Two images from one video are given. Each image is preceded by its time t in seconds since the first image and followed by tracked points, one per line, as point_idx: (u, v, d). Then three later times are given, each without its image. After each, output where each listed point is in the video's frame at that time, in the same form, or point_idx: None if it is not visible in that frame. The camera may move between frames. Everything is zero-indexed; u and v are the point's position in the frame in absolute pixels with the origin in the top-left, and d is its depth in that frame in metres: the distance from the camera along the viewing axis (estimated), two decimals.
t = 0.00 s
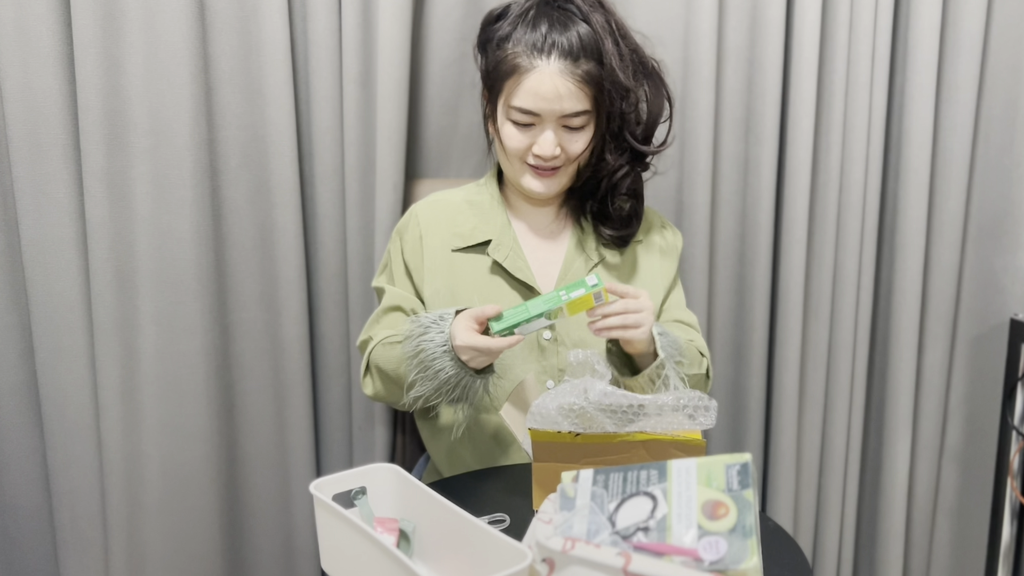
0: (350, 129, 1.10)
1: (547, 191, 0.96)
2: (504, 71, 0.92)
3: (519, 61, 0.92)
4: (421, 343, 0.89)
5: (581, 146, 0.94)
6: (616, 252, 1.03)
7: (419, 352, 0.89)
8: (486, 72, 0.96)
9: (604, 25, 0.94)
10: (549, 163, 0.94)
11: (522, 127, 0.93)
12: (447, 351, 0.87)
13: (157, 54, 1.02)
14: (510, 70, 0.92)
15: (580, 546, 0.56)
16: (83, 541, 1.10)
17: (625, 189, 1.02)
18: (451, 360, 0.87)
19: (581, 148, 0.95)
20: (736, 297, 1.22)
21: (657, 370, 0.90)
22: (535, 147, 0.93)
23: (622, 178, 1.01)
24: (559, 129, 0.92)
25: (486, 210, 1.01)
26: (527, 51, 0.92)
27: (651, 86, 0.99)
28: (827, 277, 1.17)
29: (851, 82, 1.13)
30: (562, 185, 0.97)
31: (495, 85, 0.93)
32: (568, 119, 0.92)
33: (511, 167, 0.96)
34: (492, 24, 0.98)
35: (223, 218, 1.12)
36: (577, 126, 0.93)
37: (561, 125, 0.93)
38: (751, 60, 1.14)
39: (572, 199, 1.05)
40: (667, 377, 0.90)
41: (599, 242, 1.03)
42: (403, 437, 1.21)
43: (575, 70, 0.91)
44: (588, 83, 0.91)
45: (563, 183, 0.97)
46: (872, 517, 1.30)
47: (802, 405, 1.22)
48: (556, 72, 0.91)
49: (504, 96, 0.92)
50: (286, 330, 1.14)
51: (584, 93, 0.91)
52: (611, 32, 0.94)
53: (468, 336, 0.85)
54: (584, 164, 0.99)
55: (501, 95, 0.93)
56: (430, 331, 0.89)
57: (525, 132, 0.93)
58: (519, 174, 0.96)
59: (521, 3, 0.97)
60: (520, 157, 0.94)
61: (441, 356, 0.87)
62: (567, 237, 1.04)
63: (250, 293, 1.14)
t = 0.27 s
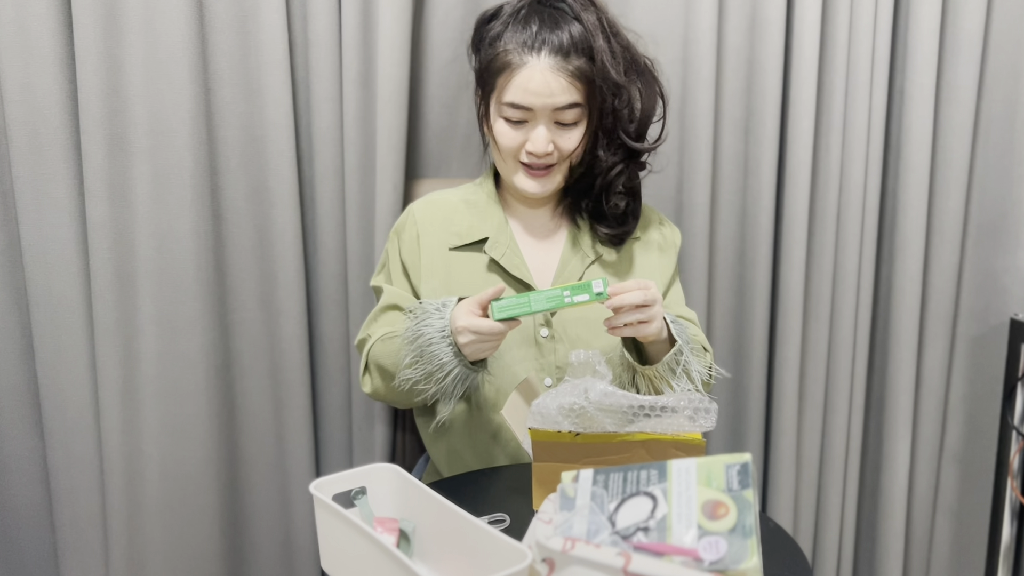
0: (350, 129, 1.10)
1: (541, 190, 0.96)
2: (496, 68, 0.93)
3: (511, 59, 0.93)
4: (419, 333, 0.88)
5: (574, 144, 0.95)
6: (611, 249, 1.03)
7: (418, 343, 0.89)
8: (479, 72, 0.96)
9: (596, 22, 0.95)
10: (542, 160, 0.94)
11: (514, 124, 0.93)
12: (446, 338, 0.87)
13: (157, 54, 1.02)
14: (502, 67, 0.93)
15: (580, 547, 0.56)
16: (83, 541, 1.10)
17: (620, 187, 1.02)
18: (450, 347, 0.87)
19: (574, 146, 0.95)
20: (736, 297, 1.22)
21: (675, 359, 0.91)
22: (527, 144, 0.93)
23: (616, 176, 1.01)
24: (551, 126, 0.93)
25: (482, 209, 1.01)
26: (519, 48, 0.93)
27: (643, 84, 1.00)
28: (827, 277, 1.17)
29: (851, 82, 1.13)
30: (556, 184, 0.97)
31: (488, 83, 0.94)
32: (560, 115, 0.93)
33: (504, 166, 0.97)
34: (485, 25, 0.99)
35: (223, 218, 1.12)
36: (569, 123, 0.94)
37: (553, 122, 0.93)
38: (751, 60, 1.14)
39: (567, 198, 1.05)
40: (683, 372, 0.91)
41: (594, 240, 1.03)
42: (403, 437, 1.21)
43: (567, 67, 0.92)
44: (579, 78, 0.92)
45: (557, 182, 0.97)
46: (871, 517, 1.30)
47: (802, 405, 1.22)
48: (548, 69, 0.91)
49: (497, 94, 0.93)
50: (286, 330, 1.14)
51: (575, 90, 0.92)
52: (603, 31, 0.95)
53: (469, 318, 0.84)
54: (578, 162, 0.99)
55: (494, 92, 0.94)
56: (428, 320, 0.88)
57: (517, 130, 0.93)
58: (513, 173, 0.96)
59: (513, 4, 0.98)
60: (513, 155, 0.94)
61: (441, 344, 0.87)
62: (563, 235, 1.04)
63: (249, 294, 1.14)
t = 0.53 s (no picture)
0: (350, 130, 1.10)
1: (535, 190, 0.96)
2: (491, 67, 0.94)
3: (507, 57, 0.93)
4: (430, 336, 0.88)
5: (568, 143, 0.95)
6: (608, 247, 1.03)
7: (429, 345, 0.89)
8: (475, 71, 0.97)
9: (592, 23, 0.95)
10: (536, 159, 0.94)
11: (508, 122, 0.93)
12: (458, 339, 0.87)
13: (157, 54, 1.02)
14: (497, 65, 0.93)
15: (580, 546, 0.56)
16: (83, 540, 1.10)
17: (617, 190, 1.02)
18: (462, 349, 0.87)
19: (568, 146, 0.95)
20: (736, 297, 1.22)
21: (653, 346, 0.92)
22: (520, 142, 0.93)
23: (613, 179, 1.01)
24: (545, 125, 0.93)
25: (480, 209, 1.02)
26: (514, 46, 0.93)
27: (639, 86, 1.00)
28: (827, 277, 1.17)
29: (851, 82, 1.12)
30: (551, 184, 0.97)
31: (484, 81, 0.94)
32: (555, 114, 0.93)
33: (499, 166, 0.97)
34: (483, 25, 0.99)
35: (222, 218, 1.12)
36: (563, 122, 0.94)
37: (548, 121, 0.93)
38: (751, 60, 1.14)
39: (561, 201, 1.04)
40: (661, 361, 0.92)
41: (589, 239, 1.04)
42: (403, 437, 1.21)
43: (562, 67, 0.92)
44: (574, 77, 0.92)
45: (551, 182, 0.97)
46: (872, 517, 1.30)
47: (802, 404, 1.22)
48: (543, 67, 0.91)
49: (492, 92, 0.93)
50: (285, 330, 1.14)
51: (569, 89, 0.92)
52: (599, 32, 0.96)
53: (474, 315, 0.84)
54: (574, 162, 0.99)
55: (489, 91, 0.95)
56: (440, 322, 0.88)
57: (511, 128, 0.93)
58: (507, 173, 0.96)
59: (512, 3, 0.98)
60: (507, 154, 0.94)
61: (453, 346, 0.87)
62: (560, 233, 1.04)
63: (249, 294, 1.14)
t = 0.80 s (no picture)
0: (350, 130, 1.10)
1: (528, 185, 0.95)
2: (490, 58, 0.94)
3: (505, 51, 0.93)
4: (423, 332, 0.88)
5: (563, 139, 0.94)
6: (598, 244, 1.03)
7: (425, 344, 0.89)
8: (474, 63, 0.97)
9: (594, 23, 0.95)
10: (531, 154, 0.93)
11: (505, 115, 0.93)
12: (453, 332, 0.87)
13: (157, 54, 1.02)
14: (496, 57, 0.93)
15: (580, 546, 0.56)
16: (83, 540, 1.10)
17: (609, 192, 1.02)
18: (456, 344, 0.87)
19: (564, 141, 0.95)
20: (736, 296, 1.22)
21: (636, 319, 0.91)
22: (515, 136, 0.93)
23: (608, 180, 1.02)
24: (540, 119, 0.93)
25: (473, 212, 1.02)
26: (513, 39, 0.93)
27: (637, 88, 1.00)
28: (827, 277, 1.17)
29: (851, 82, 1.12)
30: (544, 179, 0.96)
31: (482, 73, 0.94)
32: (551, 108, 0.93)
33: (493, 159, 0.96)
34: (484, 21, 0.99)
35: (223, 218, 1.12)
36: (559, 117, 0.93)
37: (544, 114, 0.93)
38: (751, 60, 1.14)
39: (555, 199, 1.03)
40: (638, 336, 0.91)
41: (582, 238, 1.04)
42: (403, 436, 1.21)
43: (561, 63, 0.92)
44: (573, 72, 0.92)
45: (546, 177, 0.97)
46: (872, 517, 1.30)
47: (802, 404, 1.22)
48: (541, 62, 0.91)
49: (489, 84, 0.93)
50: (285, 330, 1.14)
51: (567, 85, 0.92)
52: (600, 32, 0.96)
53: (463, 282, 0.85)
54: (569, 160, 0.99)
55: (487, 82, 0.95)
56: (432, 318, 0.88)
57: (507, 121, 0.93)
58: (501, 166, 0.96)
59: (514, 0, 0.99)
60: (502, 147, 0.94)
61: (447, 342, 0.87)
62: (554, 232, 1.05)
63: (250, 294, 1.14)
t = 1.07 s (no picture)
0: (350, 130, 1.10)
1: (517, 177, 0.96)
2: (481, 48, 0.95)
3: (496, 45, 0.94)
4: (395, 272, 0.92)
5: (552, 131, 0.95)
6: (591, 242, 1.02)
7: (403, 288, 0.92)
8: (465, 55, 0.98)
9: (584, 20, 0.96)
10: (519, 144, 0.94)
11: (494, 106, 0.94)
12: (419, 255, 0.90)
13: (157, 55, 1.02)
14: (486, 48, 0.95)
15: (580, 546, 0.56)
16: (83, 541, 1.10)
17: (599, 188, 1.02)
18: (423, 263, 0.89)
19: (552, 133, 0.95)
20: (736, 296, 1.22)
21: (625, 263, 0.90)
22: (504, 127, 0.93)
23: (598, 178, 1.02)
24: (528, 110, 0.93)
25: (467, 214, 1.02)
26: (504, 31, 0.95)
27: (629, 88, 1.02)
28: (828, 277, 1.17)
29: (851, 82, 1.12)
30: (533, 172, 0.96)
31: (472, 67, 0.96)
32: (540, 98, 0.94)
33: (482, 150, 0.97)
34: (476, 19, 1.01)
35: (223, 218, 1.12)
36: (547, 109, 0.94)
37: (532, 104, 0.94)
38: (750, 60, 1.14)
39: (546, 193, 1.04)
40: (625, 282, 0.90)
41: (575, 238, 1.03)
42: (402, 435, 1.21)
43: (551, 56, 0.93)
44: (561, 63, 0.93)
45: (535, 170, 0.97)
46: (872, 517, 1.30)
47: (803, 404, 1.22)
48: (530, 54, 0.92)
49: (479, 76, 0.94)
50: (285, 330, 1.14)
51: (555, 76, 0.93)
52: (592, 30, 0.97)
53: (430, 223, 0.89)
54: (559, 154, 1.00)
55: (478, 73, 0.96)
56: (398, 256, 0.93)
57: (496, 112, 0.94)
58: (490, 158, 0.96)
59: None
60: (490, 137, 0.94)
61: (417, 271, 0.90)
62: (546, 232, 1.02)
63: (250, 294, 1.14)
